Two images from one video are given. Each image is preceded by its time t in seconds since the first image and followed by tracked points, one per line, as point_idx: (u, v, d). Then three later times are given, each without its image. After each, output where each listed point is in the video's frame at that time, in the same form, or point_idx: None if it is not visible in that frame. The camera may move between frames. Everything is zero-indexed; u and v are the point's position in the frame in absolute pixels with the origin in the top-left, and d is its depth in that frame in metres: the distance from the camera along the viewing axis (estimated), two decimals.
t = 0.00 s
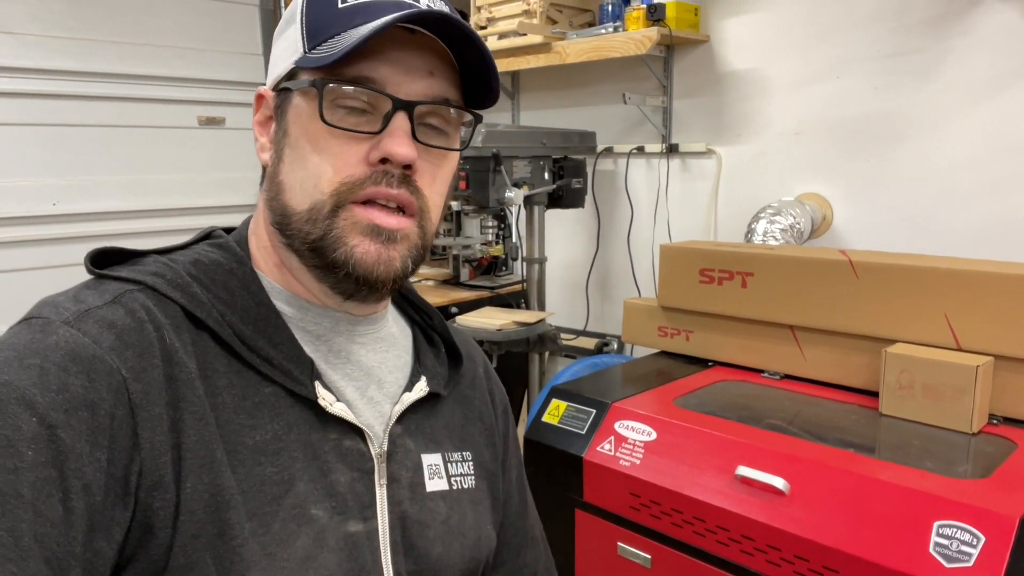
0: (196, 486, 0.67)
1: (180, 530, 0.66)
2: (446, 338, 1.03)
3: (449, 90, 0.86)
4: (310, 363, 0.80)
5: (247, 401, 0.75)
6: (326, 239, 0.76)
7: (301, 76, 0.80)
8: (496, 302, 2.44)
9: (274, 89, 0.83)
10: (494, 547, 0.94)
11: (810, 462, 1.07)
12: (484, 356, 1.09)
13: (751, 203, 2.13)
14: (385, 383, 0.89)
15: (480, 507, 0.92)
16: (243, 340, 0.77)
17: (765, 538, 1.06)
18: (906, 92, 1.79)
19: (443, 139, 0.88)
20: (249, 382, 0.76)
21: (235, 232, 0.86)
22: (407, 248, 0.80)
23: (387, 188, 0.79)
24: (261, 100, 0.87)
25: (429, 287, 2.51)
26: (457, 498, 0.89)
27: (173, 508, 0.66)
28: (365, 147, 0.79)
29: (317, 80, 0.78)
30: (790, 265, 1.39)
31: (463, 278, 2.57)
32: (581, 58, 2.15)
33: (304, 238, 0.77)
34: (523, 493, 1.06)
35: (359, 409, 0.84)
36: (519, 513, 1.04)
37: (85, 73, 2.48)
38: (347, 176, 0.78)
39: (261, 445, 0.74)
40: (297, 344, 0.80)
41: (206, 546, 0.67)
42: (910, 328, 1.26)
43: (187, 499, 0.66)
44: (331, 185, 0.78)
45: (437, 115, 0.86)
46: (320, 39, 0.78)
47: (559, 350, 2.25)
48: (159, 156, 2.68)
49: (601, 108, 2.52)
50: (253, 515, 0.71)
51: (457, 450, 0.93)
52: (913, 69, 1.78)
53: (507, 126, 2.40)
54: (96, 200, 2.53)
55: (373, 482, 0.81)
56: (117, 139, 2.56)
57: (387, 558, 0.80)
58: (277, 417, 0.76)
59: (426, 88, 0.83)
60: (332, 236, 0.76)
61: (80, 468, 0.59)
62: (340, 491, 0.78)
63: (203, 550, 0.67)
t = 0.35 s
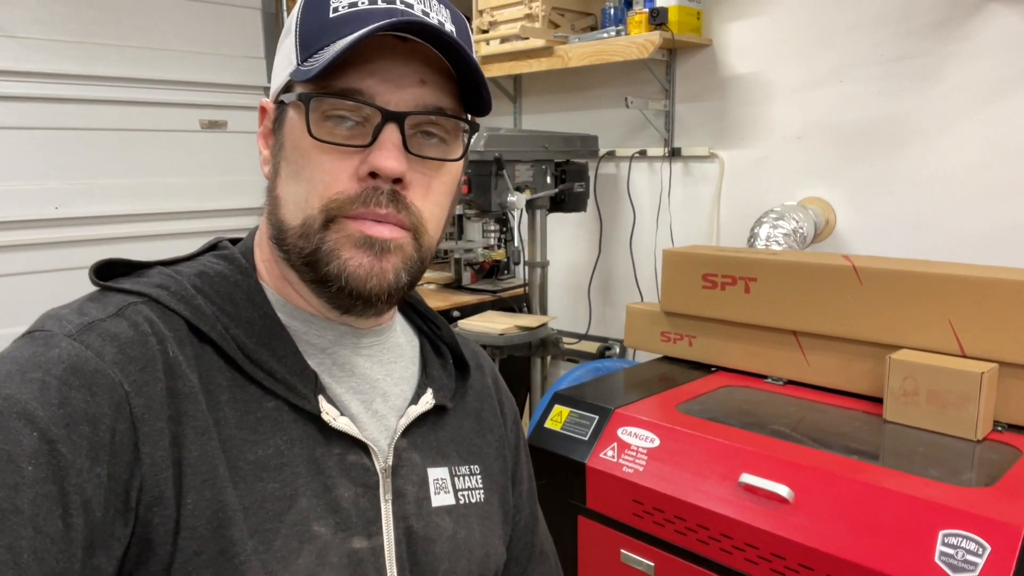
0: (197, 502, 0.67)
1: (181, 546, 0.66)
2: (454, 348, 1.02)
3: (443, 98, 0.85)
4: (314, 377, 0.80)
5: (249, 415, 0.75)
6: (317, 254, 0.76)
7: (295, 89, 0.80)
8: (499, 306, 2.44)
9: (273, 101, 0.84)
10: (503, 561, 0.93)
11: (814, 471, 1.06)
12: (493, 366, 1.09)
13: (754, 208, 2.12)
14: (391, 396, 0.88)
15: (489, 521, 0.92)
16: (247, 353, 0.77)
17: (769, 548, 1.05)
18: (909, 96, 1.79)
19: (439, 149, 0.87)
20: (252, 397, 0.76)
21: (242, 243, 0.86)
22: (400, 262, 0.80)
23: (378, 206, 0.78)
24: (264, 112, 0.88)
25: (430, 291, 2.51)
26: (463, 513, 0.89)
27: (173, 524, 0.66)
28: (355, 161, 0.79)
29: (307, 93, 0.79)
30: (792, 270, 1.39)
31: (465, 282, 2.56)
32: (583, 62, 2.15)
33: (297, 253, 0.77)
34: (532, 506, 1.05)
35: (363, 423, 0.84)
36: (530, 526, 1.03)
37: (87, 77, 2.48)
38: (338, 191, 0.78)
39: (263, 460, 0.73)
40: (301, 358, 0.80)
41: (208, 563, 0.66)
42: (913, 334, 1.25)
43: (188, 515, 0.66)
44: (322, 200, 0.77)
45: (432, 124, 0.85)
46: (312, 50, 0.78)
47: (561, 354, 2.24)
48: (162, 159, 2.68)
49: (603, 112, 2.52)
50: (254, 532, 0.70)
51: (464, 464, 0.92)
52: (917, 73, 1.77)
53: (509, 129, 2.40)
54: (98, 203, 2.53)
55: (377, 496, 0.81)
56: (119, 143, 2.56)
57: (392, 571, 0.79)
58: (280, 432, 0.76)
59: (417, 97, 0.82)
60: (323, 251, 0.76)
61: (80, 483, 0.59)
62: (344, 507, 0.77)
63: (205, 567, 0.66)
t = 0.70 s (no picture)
0: (206, 501, 0.68)
1: (189, 543, 0.66)
2: (455, 350, 1.03)
3: (447, 111, 0.85)
4: (318, 379, 0.81)
5: (255, 416, 0.75)
6: (319, 264, 0.77)
7: (301, 98, 0.81)
8: (498, 307, 2.45)
9: (279, 107, 0.85)
10: (503, 561, 0.94)
11: (814, 471, 1.07)
12: (493, 368, 1.10)
13: (752, 209, 2.13)
14: (393, 398, 0.89)
15: (489, 522, 0.93)
16: (253, 355, 0.77)
17: (768, 547, 1.06)
18: (908, 98, 1.80)
19: (442, 161, 0.87)
20: (257, 398, 0.76)
21: (248, 244, 0.87)
22: (400, 272, 0.80)
23: (378, 216, 0.79)
24: (271, 116, 0.88)
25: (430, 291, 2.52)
26: (463, 513, 0.90)
27: (182, 522, 0.66)
28: (358, 173, 0.79)
29: (312, 106, 0.80)
30: (792, 272, 1.39)
31: (465, 283, 2.57)
32: (583, 63, 2.16)
33: (299, 261, 0.78)
34: (531, 506, 1.06)
35: (366, 424, 0.85)
36: (529, 526, 1.04)
37: (88, 78, 2.49)
38: (340, 201, 0.78)
39: (269, 460, 0.74)
40: (306, 360, 0.81)
41: (216, 560, 0.67)
42: (912, 336, 1.26)
43: (196, 513, 0.67)
44: (324, 210, 0.78)
45: (435, 136, 0.85)
46: (318, 61, 0.79)
47: (561, 355, 2.25)
48: (162, 160, 2.68)
49: (602, 113, 2.53)
50: (260, 531, 0.71)
51: (465, 465, 0.93)
52: (916, 74, 1.78)
53: (510, 130, 2.40)
54: (99, 204, 2.53)
55: (379, 497, 0.81)
56: (120, 144, 2.57)
57: (394, 570, 0.80)
58: (284, 432, 0.77)
59: (421, 111, 0.82)
60: (324, 261, 0.77)
61: (92, 480, 0.60)
62: (347, 507, 0.78)
63: (213, 565, 0.67)
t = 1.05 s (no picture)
0: (197, 504, 0.67)
1: (181, 546, 0.66)
2: (447, 353, 1.03)
3: (437, 113, 0.85)
4: (310, 382, 0.80)
5: (247, 419, 0.75)
6: (311, 268, 0.77)
7: (292, 102, 0.81)
8: (497, 308, 2.45)
9: (271, 111, 0.85)
10: (496, 564, 0.93)
11: (809, 473, 1.06)
12: (486, 371, 1.09)
13: (751, 210, 2.13)
14: (385, 401, 0.89)
15: (482, 525, 0.92)
16: (246, 358, 0.77)
17: (764, 550, 1.06)
18: (906, 99, 1.79)
19: (434, 164, 0.87)
20: (249, 401, 0.76)
21: (240, 247, 0.87)
22: (392, 276, 0.80)
23: (369, 220, 0.79)
24: (263, 120, 0.88)
25: (428, 293, 2.51)
26: (455, 516, 0.90)
27: (174, 525, 0.66)
28: (349, 176, 0.79)
29: (302, 109, 0.79)
30: (788, 274, 1.39)
31: (463, 284, 2.57)
32: (580, 65, 2.16)
33: (292, 264, 0.78)
34: (525, 509, 1.05)
35: (358, 428, 0.85)
36: (521, 530, 1.04)
37: (87, 80, 2.49)
38: (331, 205, 0.78)
39: (260, 464, 0.74)
40: (298, 364, 0.80)
41: (208, 564, 0.67)
42: (908, 338, 1.26)
43: (188, 516, 0.67)
44: (316, 214, 0.78)
45: (426, 138, 0.85)
46: (308, 64, 0.79)
47: (559, 356, 2.24)
48: (160, 161, 2.68)
49: (600, 114, 2.52)
50: (251, 534, 0.71)
51: (457, 468, 0.93)
52: (914, 75, 1.78)
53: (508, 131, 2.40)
54: (97, 205, 2.53)
55: (371, 500, 0.81)
56: (118, 145, 2.57)
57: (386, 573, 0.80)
58: (276, 436, 0.76)
59: (411, 114, 0.82)
60: (316, 265, 0.77)
61: (84, 483, 0.59)
62: (338, 510, 0.78)
63: (204, 568, 0.67)
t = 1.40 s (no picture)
0: (204, 505, 0.68)
1: (189, 547, 0.66)
2: (449, 355, 1.03)
3: (443, 119, 0.85)
4: (314, 384, 0.81)
5: (251, 422, 0.75)
6: (318, 275, 0.77)
7: (298, 108, 0.81)
8: (498, 309, 2.45)
9: (276, 115, 0.85)
10: (498, 565, 0.94)
11: (811, 475, 1.07)
12: (486, 373, 1.10)
13: (752, 212, 2.13)
14: (388, 403, 0.89)
15: (484, 525, 0.93)
16: (250, 361, 0.78)
17: (766, 550, 1.06)
18: (906, 101, 1.80)
19: (439, 170, 0.87)
20: (253, 404, 0.76)
21: (244, 251, 0.87)
22: (398, 283, 0.81)
23: (376, 226, 0.79)
24: (268, 124, 0.88)
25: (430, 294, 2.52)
26: (458, 517, 0.90)
27: (181, 526, 0.67)
28: (356, 183, 0.80)
29: (309, 115, 0.80)
30: (789, 276, 1.40)
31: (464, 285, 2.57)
32: (581, 66, 2.16)
33: (299, 271, 0.78)
34: (526, 510, 1.06)
35: (361, 430, 0.85)
36: (523, 531, 1.04)
37: (88, 81, 2.49)
38: (338, 213, 0.79)
39: (265, 465, 0.74)
40: (302, 367, 0.81)
41: (215, 565, 0.67)
42: (909, 339, 1.26)
43: (195, 517, 0.67)
44: (323, 222, 0.78)
45: (432, 145, 0.85)
46: (315, 70, 0.79)
47: (560, 358, 2.25)
48: (162, 162, 2.69)
49: (601, 116, 2.53)
50: (257, 535, 0.71)
51: (459, 469, 0.93)
52: (915, 77, 1.78)
53: (508, 133, 2.41)
54: (98, 206, 2.54)
55: (374, 501, 0.82)
56: (120, 147, 2.57)
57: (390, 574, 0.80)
58: (280, 438, 0.77)
59: (417, 120, 0.83)
60: (323, 272, 0.77)
61: (93, 484, 0.60)
62: (342, 511, 0.78)
63: (211, 569, 0.67)
